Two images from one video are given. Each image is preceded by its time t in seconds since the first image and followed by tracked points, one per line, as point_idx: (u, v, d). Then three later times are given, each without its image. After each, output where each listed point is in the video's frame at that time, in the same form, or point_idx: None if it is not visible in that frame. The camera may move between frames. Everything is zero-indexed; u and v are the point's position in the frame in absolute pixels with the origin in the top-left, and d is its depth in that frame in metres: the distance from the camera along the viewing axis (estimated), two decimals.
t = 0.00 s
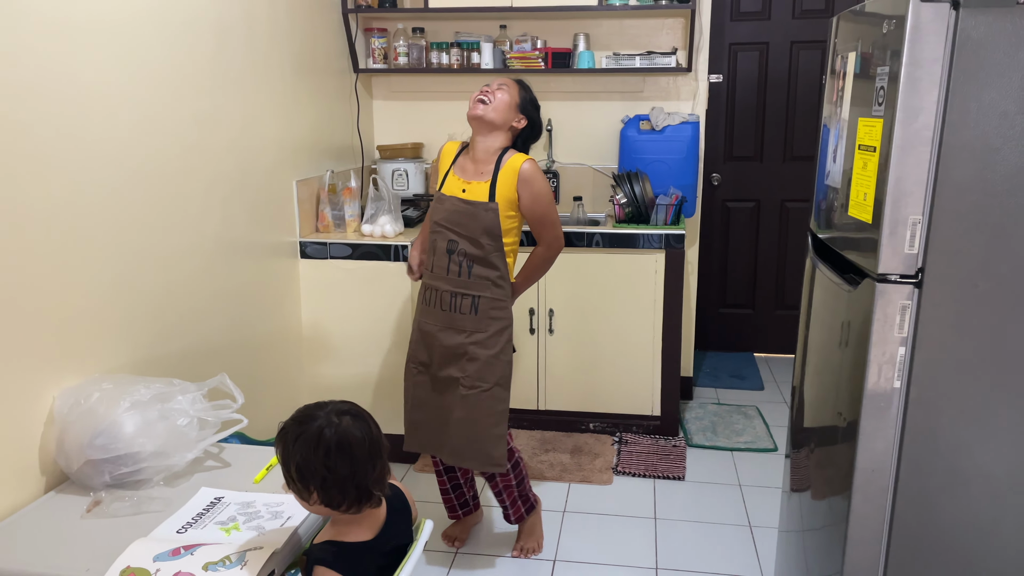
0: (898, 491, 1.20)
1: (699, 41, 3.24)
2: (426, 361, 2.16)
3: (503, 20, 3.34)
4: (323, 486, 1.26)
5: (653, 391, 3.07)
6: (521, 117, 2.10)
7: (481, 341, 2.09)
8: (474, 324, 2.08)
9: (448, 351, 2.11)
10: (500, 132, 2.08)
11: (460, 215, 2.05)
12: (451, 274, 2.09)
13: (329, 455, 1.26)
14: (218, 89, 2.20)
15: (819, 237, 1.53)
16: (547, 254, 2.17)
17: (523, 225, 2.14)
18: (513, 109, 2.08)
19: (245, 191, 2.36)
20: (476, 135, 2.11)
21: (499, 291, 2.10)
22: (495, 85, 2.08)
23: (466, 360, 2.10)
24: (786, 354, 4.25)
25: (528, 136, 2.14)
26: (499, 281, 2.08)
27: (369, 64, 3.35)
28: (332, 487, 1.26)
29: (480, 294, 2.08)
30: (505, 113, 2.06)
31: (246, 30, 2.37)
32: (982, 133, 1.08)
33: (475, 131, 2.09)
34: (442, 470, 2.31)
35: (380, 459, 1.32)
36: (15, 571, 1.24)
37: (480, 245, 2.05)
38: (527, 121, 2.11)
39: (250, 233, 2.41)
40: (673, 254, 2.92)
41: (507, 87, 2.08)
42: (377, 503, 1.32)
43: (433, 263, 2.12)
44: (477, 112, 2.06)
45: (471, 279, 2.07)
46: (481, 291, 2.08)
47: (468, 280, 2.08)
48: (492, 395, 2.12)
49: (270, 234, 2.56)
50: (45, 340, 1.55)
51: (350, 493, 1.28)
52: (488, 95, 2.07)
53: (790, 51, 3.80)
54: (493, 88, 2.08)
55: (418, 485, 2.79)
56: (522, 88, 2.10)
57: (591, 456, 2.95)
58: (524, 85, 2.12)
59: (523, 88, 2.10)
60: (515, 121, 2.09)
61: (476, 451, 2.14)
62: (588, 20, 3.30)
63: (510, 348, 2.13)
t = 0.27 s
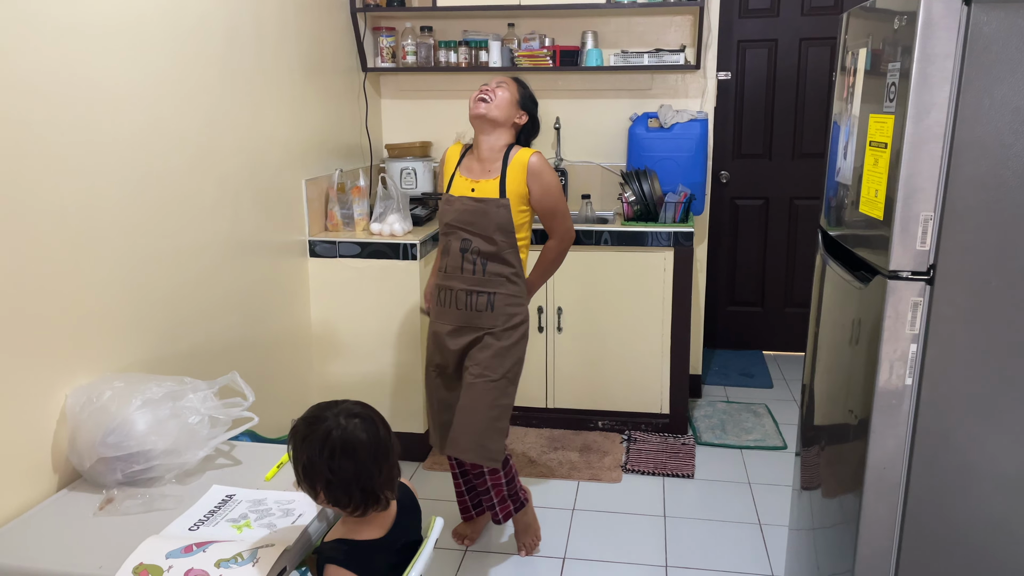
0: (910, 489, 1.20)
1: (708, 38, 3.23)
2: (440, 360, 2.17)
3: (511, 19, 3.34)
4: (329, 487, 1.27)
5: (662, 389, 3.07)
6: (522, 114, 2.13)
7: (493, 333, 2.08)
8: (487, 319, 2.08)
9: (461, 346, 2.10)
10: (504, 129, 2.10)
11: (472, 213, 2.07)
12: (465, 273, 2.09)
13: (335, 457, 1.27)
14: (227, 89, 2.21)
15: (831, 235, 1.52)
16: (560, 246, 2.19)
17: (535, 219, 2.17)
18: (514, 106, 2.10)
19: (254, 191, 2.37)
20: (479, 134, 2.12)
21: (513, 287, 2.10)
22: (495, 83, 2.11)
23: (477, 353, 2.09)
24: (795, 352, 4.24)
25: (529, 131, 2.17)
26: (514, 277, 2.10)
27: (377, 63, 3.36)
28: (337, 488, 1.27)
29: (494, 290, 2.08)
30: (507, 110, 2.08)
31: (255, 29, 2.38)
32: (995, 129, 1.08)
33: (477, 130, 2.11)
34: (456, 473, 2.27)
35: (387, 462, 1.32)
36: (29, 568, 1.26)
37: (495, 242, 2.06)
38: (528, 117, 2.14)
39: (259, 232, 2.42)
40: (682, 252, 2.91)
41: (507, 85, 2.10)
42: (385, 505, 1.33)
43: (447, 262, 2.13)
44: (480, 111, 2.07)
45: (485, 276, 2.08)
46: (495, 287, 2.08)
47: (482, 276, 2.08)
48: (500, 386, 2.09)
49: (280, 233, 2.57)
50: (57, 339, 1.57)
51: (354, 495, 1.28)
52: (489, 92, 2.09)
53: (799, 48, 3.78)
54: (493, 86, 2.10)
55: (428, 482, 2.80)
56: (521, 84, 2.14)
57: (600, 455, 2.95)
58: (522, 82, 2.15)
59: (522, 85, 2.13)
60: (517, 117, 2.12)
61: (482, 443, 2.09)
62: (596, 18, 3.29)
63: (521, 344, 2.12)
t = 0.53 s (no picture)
0: (913, 482, 1.21)
1: (709, 35, 3.24)
2: (473, 368, 2.15)
3: (513, 16, 3.34)
4: (337, 484, 1.28)
5: (665, 385, 3.08)
6: (532, 107, 2.09)
7: (533, 338, 2.09)
8: (523, 323, 2.08)
9: (499, 353, 2.10)
10: (516, 125, 2.06)
11: (495, 216, 2.04)
12: (492, 275, 2.08)
13: (343, 455, 1.28)
14: (230, 87, 2.21)
15: (833, 230, 1.52)
16: (580, 245, 2.18)
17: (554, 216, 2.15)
18: (523, 100, 2.05)
19: (258, 188, 2.38)
20: (491, 135, 2.09)
21: (542, 287, 2.09)
22: (500, 80, 2.06)
23: (519, 360, 2.09)
24: (798, 347, 4.24)
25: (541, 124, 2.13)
26: (542, 277, 2.08)
27: (380, 61, 3.36)
28: (345, 485, 1.28)
29: (526, 292, 2.07)
30: (516, 106, 2.04)
31: (258, 28, 2.38)
32: (997, 123, 1.08)
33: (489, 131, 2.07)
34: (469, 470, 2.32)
35: (395, 463, 1.33)
36: (37, 564, 1.27)
37: (521, 244, 2.05)
38: (538, 109, 2.10)
39: (263, 230, 2.43)
40: (684, 248, 2.91)
41: (512, 80, 2.06)
42: (390, 505, 1.34)
43: (473, 266, 2.11)
44: (490, 113, 2.04)
45: (514, 277, 2.07)
46: (525, 289, 2.07)
47: (511, 279, 2.07)
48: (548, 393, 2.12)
49: (283, 231, 2.58)
50: (64, 336, 1.58)
51: (360, 493, 1.29)
52: (495, 91, 2.05)
53: (801, 44, 3.79)
54: (498, 84, 2.06)
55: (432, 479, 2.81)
56: (527, 78, 2.09)
57: (603, 450, 2.96)
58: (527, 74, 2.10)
59: (527, 78, 2.09)
60: (528, 112, 2.08)
61: (534, 450, 2.14)
62: (597, 15, 3.30)
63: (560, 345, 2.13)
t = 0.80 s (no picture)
0: (908, 475, 1.22)
1: (706, 31, 3.24)
2: (529, 367, 2.13)
3: (509, 12, 3.34)
4: (345, 472, 1.29)
5: (663, 380, 3.09)
6: (560, 92, 2.02)
7: (592, 331, 2.09)
8: (580, 315, 2.08)
9: (559, 348, 2.10)
10: (551, 117, 2.02)
11: (546, 211, 2.02)
12: (546, 271, 2.06)
13: (354, 443, 1.29)
14: (228, 85, 2.22)
15: (829, 224, 1.53)
16: (631, 231, 2.17)
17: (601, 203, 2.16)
18: (552, 90, 1.99)
19: (256, 186, 2.38)
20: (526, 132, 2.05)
21: (594, 277, 2.09)
22: (521, 74, 1.98)
23: (580, 354, 2.10)
24: (796, 343, 4.26)
25: (569, 104, 2.07)
26: (594, 268, 2.09)
27: (377, 58, 3.37)
28: (357, 473, 1.29)
29: (580, 285, 2.07)
30: (547, 99, 1.98)
31: (255, 26, 2.39)
32: (990, 118, 1.09)
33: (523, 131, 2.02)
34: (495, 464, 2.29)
35: (404, 452, 1.34)
36: (38, 560, 1.28)
37: (573, 237, 2.04)
38: (566, 92, 2.03)
39: (261, 227, 2.44)
40: (681, 244, 2.92)
41: (536, 72, 1.98)
42: (395, 497, 1.34)
43: (523, 264, 2.08)
44: (523, 116, 1.98)
45: (568, 271, 2.06)
46: (580, 281, 2.07)
47: (565, 273, 2.06)
48: (608, 383, 2.14)
49: (282, 228, 2.58)
50: (64, 334, 1.58)
51: (367, 482, 1.29)
52: (522, 89, 1.97)
53: (797, 40, 3.79)
54: (521, 80, 1.98)
55: (431, 474, 2.82)
56: (547, 61, 2.01)
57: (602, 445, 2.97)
58: (545, 56, 2.01)
59: (548, 62, 2.00)
60: (558, 98, 2.02)
61: (595, 443, 2.15)
62: (594, 11, 3.30)
63: (616, 334, 2.14)
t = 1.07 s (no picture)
0: (899, 467, 1.23)
1: (700, 27, 3.25)
2: (570, 365, 2.15)
3: (504, 9, 3.35)
4: (343, 462, 1.30)
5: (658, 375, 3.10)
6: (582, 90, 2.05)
7: (629, 325, 2.11)
8: (618, 311, 2.10)
9: (598, 345, 2.11)
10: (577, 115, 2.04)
11: (581, 210, 2.02)
12: (584, 270, 2.06)
13: (351, 433, 1.29)
14: (222, 82, 2.21)
15: (821, 220, 1.54)
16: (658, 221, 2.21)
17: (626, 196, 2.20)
18: (577, 88, 2.02)
19: (251, 183, 2.38)
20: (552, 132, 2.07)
21: (629, 272, 2.11)
22: (545, 76, 2.00)
23: (619, 349, 2.12)
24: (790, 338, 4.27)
25: (591, 99, 2.10)
26: (628, 265, 2.09)
27: (371, 55, 3.37)
28: (354, 463, 1.30)
29: (617, 281, 2.08)
30: (573, 97, 2.01)
31: (249, 23, 2.38)
32: (978, 112, 1.10)
33: (552, 133, 2.04)
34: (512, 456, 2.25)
35: (400, 443, 1.34)
36: (35, 556, 1.28)
37: (607, 236, 2.04)
38: (588, 88, 2.06)
39: (257, 224, 2.44)
40: (676, 240, 2.94)
41: (560, 71, 2.00)
42: (392, 486, 1.35)
43: (559, 264, 2.08)
44: (552, 119, 2.00)
45: (605, 269, 2.07)
46: (617, 278, 2.08)
47: (602, 271, 2.07)
48: (645, 374, 2.17)
49: (277, 225, 2.59)
50: (59, 331, 1.59)
51: (365, 472, 1.31)
52: (547, 91, 2.00)
53: (791, 36, 3.80)
54: (546, 82, 2.00)
55: (427, 469, 2.83)
56: (567, 59, 2.02)
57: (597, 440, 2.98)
58: (564, 53, 2.03)
59: (570, 60, 2.02)
60: (581, 96, 2.05)
61: (634, 435, 2.18)
62: (588, 7, 3.30)
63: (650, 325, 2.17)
